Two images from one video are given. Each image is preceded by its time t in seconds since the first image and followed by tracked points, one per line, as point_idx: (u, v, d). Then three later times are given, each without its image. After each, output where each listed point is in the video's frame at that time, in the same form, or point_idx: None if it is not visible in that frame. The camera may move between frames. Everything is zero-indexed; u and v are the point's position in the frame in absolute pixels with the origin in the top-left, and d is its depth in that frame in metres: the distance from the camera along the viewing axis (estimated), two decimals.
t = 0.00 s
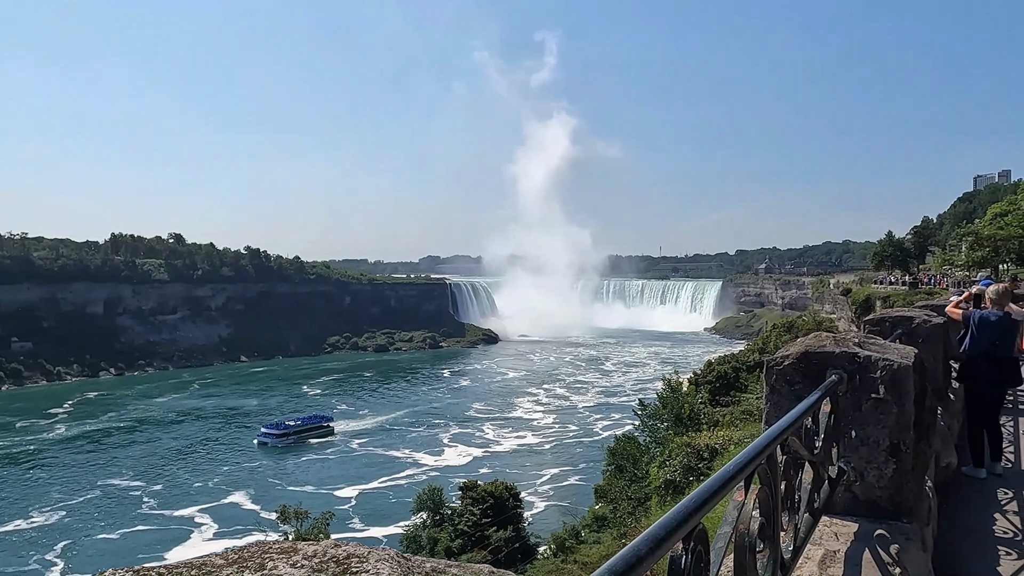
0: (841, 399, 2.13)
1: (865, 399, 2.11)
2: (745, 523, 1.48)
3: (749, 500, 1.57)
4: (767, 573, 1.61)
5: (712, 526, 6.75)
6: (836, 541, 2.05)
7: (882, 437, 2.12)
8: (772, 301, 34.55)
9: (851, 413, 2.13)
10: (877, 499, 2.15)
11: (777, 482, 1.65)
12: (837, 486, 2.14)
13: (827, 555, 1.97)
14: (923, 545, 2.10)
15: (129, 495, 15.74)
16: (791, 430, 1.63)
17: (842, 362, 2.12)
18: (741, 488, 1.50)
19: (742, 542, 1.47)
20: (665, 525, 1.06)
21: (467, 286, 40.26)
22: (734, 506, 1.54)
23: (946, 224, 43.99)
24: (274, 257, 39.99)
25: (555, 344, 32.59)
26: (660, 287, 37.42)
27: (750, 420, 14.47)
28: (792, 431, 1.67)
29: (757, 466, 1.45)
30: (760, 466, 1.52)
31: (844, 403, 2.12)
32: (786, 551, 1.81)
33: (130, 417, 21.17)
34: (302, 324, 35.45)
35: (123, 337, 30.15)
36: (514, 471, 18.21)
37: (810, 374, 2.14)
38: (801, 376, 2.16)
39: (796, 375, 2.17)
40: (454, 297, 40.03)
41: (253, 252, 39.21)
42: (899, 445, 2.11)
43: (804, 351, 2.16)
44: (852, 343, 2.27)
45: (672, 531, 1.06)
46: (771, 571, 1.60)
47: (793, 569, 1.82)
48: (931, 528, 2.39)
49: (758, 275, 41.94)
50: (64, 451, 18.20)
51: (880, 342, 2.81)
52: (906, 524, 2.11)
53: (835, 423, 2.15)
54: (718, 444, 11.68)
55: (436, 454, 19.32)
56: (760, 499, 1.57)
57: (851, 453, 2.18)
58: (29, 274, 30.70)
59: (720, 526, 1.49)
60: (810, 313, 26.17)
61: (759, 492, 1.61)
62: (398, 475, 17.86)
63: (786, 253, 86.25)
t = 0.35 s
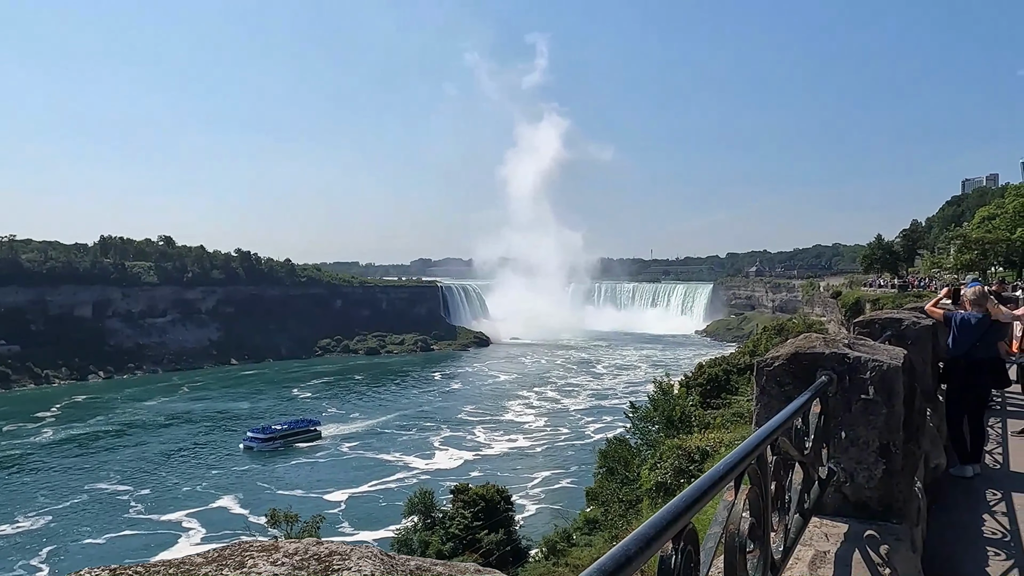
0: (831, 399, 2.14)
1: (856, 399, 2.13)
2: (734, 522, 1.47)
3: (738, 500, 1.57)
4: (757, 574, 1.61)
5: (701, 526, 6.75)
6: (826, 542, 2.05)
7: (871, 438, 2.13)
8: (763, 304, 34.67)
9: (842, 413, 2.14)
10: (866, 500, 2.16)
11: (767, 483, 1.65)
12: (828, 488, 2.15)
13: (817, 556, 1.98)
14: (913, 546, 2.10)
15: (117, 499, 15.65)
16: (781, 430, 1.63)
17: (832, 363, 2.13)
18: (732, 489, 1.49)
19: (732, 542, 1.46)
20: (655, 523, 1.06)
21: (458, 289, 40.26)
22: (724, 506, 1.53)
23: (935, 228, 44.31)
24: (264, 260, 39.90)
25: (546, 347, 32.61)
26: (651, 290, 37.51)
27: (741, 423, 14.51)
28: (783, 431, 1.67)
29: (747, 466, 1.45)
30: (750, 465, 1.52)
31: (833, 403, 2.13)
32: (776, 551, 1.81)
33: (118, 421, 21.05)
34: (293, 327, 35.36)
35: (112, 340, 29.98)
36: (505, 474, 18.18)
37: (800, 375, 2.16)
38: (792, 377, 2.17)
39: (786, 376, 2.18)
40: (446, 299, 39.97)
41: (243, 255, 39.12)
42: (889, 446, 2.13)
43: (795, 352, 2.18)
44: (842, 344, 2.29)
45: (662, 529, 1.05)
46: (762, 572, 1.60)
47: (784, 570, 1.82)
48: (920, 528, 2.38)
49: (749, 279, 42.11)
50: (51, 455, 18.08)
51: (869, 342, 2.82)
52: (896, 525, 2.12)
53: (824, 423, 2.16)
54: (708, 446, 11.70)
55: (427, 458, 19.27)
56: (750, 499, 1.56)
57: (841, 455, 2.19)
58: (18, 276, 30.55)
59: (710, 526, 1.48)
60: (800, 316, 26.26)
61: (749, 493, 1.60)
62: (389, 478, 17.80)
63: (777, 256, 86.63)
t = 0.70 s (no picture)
0: (814, 400, 2.14)
1: (839, 400, 2.14)
2: (715, 524, 1.46)
3: (719, 501, 1.56)
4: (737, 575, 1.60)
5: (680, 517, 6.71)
6: (809, 542, 2.05)
7: (854, 438, 2.14)
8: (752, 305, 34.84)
9: (824, 413, 2.15)
10: (850, 500, 2.17)
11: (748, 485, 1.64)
12: (811, 488, 2.16)
13: (800, 556, 1.98)
14: (896, 546, 2.12)
15: (102, 502, 15.54)
16: (761, 431, 1.63)
17: (815, 364, 2.13)
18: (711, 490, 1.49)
19: (712, 544, 1.45)
20: (630, 526, 1.05)
21: (448, 291, 40.25)
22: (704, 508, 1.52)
23: (922, 229, 44.70)
24: (253, 262, 39.78)
25: (536, 348, 32.64)
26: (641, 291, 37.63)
27: (729, 424, 14.58)
28: (764, 432, 1.67)
29: (727, 466, 1.44)
30: (730, 467, 1.51)
31: (817, 405, 2.14)
32: (756, 552, 1.80)
33: (105, 424, 20.91)
34: (282, 328, 35.25)
35: (99, 342, 29.79)
36: (495, 476, 18.16)
37: (784, 376, 2.17)
38: (776, 377, 2.18)
39: (770, 377, 2.18)
40: (437, 301, 39.95)
41: (232, 256, 39.00)
42: (871, 446, 2.14)
43: (778, 353, 2.18)
44: (826, 345, 2.30)
45: (636, 531, 1.05)
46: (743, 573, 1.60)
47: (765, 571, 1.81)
48: (903, 528, 2.40)
49: (738, 280, 42.31)
50: (36, 458, 17.95)
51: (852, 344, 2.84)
52: (879, 525, 2.13)
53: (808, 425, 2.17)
54: (696, 448, 11.73)
55: (417, 460, 19.23)
56: (731, 500, 1.56)
57: (824, 455, 2.20)
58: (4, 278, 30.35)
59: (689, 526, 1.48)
60: (789, 317, 26.42)
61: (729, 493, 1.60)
62: (378, 480, 17.75)
63: (767, 257, 87.11)
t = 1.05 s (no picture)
0: (788, 404, 2.16)
1: (812, 404, 2.15)
2: (673, 530, 1.44)
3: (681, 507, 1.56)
4: None
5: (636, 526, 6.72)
6: (781, 546, 2.06)
7: (827, 441, 2.15)
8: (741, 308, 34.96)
9: (798, 417, 2.16)
10: (823, 504, 2.18)
11: (711, 490, 1.64)
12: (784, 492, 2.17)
13: (771, 561, 1.98)
14: (869, 550, 2.13)
15: (87, 506, 15.41)
16: (726, 436, 1.64)
17: (789, 367, 2.16)
18: (671, 494, 1.49)
19: (671, 550, 1.43)
20: (579, 532, 1.06)
21: (438, 294, 40.22)
22: (662, 514, 1.51)
23: (910, 233, 45.05)
24: (242, 264, 39.64)
25: (526, 351, 32.66)
26: (630, 294, 37.73)
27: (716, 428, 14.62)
28: (729, 437, 1.68)
29: (686, 471, 1.44)
30: (692, 471, 1.51)
31: (791, 408, 2.16)
32: (722, 557, 1.80)
33: (90, 427, 20.75)
34: (271, 331, 35.12)
35: (85, 345, 29.58)
36: (483, 480, 18.13)
37: (759, 380, 2.18)
38: (749, 381, 2.21)
39: (744, 381, 2.21)
40: (426, 303, 39.92)
41: (220, 259, 38.86)
42: (845, 449, 2.15)
43: (753, 356, 2.20)
44: (801, 348, 2.31)
45: (584, 539, 1.05)
46: None
47: None
48: (878, 532, 2.41)
49: (727, 283, 42.51)
50: (20, 463, 17.80)
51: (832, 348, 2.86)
52: (853, 529, 2.15)
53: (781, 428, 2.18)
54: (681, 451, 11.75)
55: (406, 463, 19.16)
56: (693, 505, 1.55)
57: (798, 459, 2.21)
58: None
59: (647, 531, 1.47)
60: (777, 320, 26.57)
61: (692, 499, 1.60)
62: (367, 484, 17.67)
63: (757, 260, 87.56)
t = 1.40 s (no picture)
0: (752, 408, 2.15)
1: (777, 408, 2.14)
2: (614, 540, 1.32)
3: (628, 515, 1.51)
4: None
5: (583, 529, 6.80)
6: (743, 552, 2.06)
7: (791, 446, 2.15)
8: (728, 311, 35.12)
9: (762, 421, 2.16)
10: (788, 509, 2.18)
11: (662, 497, 1.59)
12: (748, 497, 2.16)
13: (730, 566, 1.97)
14: (832, 556, 2.13)
15: (68, 512, 15.23)
16: (675, 441, 1.60)
17: (754, 370, 2.15)
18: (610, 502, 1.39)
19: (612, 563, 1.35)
20: (504, 540, 1.01)
21: (426, 297, 40.16)
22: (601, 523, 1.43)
23: (894, 237, 45.52)
24: (228, 267, 39.43)
25: (513, 354, 32.67)
26: (618, 298, 37.87)
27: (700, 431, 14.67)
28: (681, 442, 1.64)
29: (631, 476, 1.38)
30: (638, 478, 1.46)
31: (754, 413, 2.15)
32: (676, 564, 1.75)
33: (72, 432, 20.54)
34: (257, 334, 34.93)
35: (68, 348, 29.29)
36: (470, 483, 18.08)
37: (723, 384, 2.19)
38: (713, 385, 2.21)
39: (710, 385, 2.21)
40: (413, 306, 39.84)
41: (206, 262, 38.64)
42: (808, 454, 2.14)
43: (718, 360, 2.20)
44: (767, 352, 2.31)
45: (515, 544, 1.01)
46: None
47: None
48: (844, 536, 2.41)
49: (714, 286, 42.73)
50: None
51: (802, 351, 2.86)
52: (817, 534, 2.15)
53: (745, 433, 2.17)
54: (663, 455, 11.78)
55: (392, 467, 19.08)
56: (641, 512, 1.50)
57: (762, 464, 2.20)
58: None
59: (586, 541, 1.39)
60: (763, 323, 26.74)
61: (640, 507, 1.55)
62: (352, 488, 17.58)
63: (744, 263, 88.16)
